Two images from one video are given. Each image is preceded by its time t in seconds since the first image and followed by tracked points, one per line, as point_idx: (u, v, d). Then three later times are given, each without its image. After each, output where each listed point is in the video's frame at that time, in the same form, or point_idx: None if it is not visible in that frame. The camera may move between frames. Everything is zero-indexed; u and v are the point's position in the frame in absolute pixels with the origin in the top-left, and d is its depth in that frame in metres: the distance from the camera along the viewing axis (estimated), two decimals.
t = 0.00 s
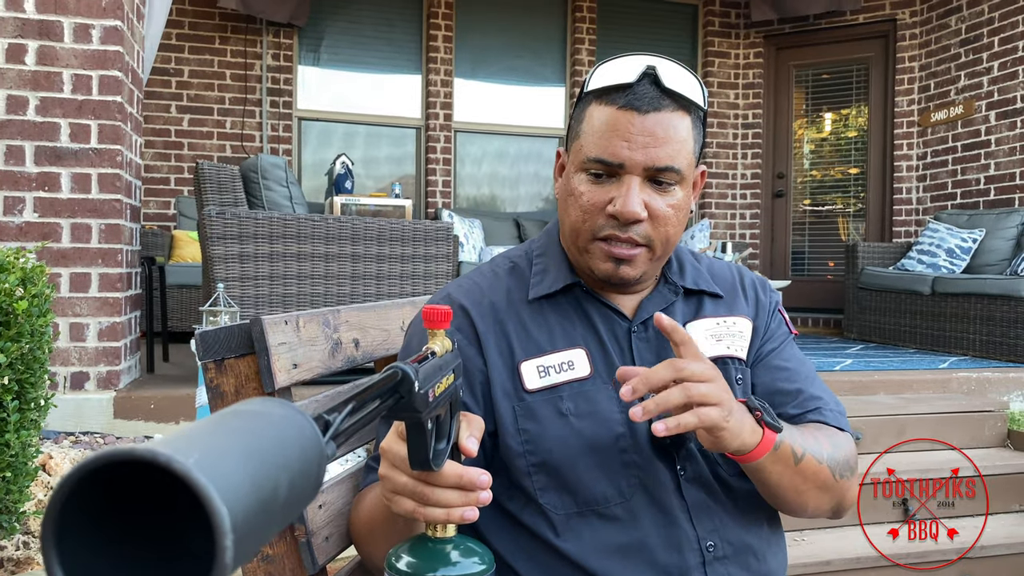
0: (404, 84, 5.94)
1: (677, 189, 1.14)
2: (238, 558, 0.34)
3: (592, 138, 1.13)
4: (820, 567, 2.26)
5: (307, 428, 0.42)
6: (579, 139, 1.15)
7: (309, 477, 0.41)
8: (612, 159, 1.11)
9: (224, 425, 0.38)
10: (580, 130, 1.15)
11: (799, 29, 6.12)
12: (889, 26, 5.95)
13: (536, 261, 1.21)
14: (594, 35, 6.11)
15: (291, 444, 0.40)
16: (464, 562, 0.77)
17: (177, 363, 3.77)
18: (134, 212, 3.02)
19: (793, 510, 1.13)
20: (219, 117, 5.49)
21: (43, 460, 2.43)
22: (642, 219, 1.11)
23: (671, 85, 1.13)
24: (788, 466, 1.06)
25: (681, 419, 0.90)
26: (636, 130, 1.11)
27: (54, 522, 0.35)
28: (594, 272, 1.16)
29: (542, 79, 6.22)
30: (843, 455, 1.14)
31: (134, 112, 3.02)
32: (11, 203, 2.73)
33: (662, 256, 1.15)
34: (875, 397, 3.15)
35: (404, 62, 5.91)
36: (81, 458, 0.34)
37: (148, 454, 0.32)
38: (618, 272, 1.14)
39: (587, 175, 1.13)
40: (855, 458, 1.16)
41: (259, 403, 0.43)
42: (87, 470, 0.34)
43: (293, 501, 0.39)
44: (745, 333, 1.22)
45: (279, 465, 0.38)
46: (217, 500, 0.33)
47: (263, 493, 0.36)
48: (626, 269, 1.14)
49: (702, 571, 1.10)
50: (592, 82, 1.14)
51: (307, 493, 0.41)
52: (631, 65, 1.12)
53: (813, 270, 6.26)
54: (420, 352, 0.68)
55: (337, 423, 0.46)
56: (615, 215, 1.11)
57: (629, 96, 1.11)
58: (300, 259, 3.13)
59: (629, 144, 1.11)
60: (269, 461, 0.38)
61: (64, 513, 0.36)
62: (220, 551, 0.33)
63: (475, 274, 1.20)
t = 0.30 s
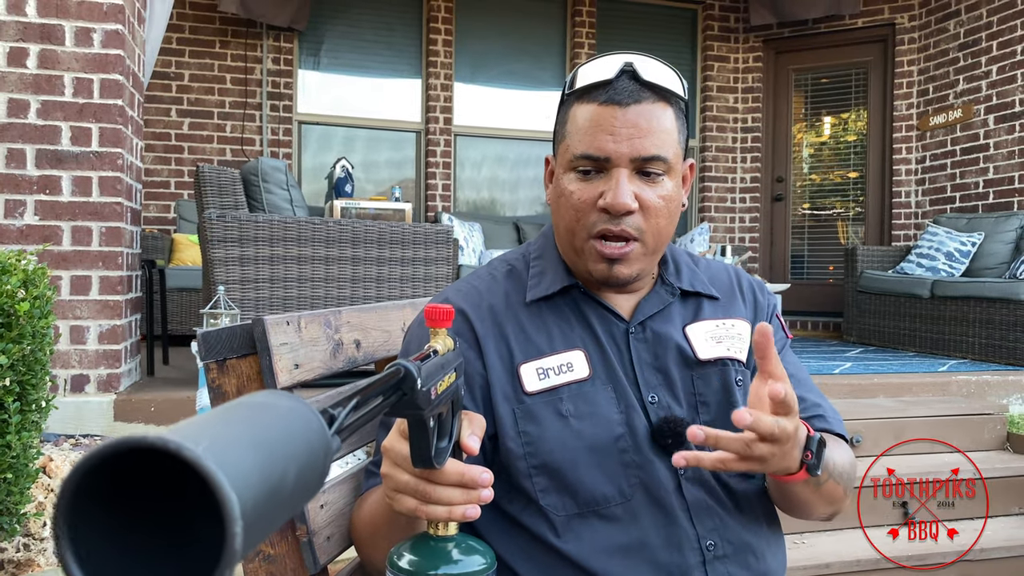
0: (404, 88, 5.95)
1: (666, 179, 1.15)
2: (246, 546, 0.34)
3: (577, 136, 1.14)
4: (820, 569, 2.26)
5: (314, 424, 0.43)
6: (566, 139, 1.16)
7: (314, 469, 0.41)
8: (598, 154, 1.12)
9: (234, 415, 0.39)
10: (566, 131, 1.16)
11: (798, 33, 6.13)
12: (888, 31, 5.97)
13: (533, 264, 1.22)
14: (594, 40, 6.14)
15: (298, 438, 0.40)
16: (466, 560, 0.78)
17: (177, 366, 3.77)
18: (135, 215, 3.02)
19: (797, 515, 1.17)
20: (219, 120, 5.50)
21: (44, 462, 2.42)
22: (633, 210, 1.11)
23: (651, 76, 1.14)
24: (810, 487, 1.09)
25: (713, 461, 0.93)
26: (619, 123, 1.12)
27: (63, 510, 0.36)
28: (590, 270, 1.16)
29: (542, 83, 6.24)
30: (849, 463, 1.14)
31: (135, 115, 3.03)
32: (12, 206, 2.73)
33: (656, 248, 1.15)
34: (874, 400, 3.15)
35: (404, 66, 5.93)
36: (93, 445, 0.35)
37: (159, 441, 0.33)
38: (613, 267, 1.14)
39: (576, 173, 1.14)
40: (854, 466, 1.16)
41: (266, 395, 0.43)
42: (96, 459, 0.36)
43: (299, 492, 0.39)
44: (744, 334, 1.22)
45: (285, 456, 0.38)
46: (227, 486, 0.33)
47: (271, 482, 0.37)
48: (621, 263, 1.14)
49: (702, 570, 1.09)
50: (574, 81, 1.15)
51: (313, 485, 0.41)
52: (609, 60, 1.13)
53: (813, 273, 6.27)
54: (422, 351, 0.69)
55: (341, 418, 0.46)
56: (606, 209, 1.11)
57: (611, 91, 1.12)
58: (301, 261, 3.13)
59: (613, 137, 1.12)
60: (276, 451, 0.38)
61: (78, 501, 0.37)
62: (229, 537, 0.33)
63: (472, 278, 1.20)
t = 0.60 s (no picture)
0: (404, 91, 5.96)
1: (665, 181, 1.15)
2: (252, 525, 0.36)
3: (578, 137, 1.14)
4: (820, 570, 2.26)
5: (319, 410, 0.44)
6: (565, 141, 1.17)
7: (318, 452, 0.42)
8: (598, 156, 1.13)
9: (241, 399, 0.40)
10: (565, 133, 1.17)
11: (797, 35, 6.15)
12: (887, 33, 5.98)
13: (533, 263, 1.22)
14: (593, 42, 6.15)
15: (301, 423, 0.41)
16: (466, 554, 0.78)
17: (177, 368, 3.76)
18: (136, 217, 3.03)
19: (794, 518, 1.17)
20: (220, 123, 5.51)
21: (44, 463, 2.41)
22: (632, 212, 1.11)
23: (651, 80, 1.14)
24: (810, 492, 1.10)
25: (712, 488, 0.97)
26: (618, 126, 1.12)
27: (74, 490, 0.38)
28: (589, 269, 1.16)
29: (542, 86, 6.25)
30: (845, 465, 1.15)
31: (136, 117, 3.03)
32: (13, 207, 2.74)
33: (655, 250, 1.16)
34: (874, 401, 3.16)
35: (404, 69, 5.94)
36: (102, 426, 0.37)
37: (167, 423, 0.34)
38: (612, 268, 1.14)
39: (575, 175, 1.15)
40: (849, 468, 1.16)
41: (272, 383, 0.44)
42: (106, 440, 0.37)
43: (303, 475, 0.41)
44: (743, 334, 1.22)
45: (290, 440, 0.40)
46: (233, 467, 0.35)
47: (276, 466, 0.38)
48: (620, 263, 1.14)
49: (702, 566, 1.10)
50: (573, 84, 1.16)
51: (316, 470, 0.43)
52: (610, 63, 1.13)
53: (813, 276, 6.27)
54: (423, 345, 0.69)
55: (343, 408, 0.47)
56: (606, 211, 1.12)
57: (610, 94, 1.12)
58: (301, 263, 3.13)
59: (612, 140, 1.12)
60: (280, 435, 0.39)
61: (88, 479, 0.39)
62: (236, 516, 0.34)
63: (473, 276, 1.21)
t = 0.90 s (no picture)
0: (404, 93, 5.97)
1: (669, 183, 1.15)
2: (256, 510, 0.36)
3: (584, 137, 1.14)
4: (820, 571, 2.26)
5: (322, 401, 0.44)
6: (571, 140, 1.17)
7: (322, 441, 0.43)
8: (603, 156, 1.13)
9: (245, 386, 0.41)
10: (571, 132, 1.17)
11: (797, 38, 6.15)
12: (887, 36, 5.99)
13: (535, 262, 1.22)
14: (593, 45, 6.16)
15: (305, 411, 0.42)
16: (467, 551, 0.78)
17: (178, 370, 3.76)
18: (137, 218, 3.03)
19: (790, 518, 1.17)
20: (220, 125, 5.52)
21: (45, 463, 2.41)
22: (635, 213, 1.12)
23: (657, 82, 1.14)
24: (805, 493, 1.10)
25: (707, 496, 0.97)
26: (625, 126, 1.12)
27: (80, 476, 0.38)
28: (591, 268, 1.16)
29: (542, 89, 6.25)
30: (841, 466, 1.15)
31: (137, 118, 3.04)
32: (14, 209, 2.74)
33: (657, 251, 1.16)
34: (874, 403, 3.16)
35: (404, 72, 5.94)
36: (110, 410, 0.37)
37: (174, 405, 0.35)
38: (613, 268, 1.14)
39: (580, 173, 1.15)
40: (846, 469, 1.16)
41: (278, 374, 0.45)
42: (113, 422, 0.38)
43: (306, 465, 0.41)
44: (743, 334, 1.22)
45: (294, 428, 0.40)
46: (238, 451, 0.35)
47: (280, 452, 0.38)
48: (622, 263, 1.14)
49: (702, 564, 1.10)
50: (580, 83, 1.16)
51: (320, 461, 0.43)
52: (618, 64, 1.14)
53: (813, 278, 6.27)
54: (424, 342, 0.69)
55: (346, 401, 0.47)
56: (609, 211, 1.12)
57: (617, 94, 1.13)
58: (302, 264, 3.14)
59: (619, 140, 1.12)
60: (284, 423, 0.40)
61: (95, 464, 0.39)
62: (240, 499, 0.35)
63: (475, 275, 1.21)
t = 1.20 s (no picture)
0: (405, 96, 5.98)
1: (678, 190, 1.16)
2: (267, 501, 0.36)
3: (595, 140, 1.14)
4: (821, 573, 2.26)
5: (330, 396, 0.44)
6: (582, 143, 1.17)
7: (330, 436, 0.43)
8: (615, 161, 1.13)
9: (254, 381, 0.41)
10: (582, 135, 1.17)
11: (797, 41, 6.16)
12: (886, 39, 6.00)
13: (538, 263, 1.22)
14: (594, 47, 6.16)
15: (312, 405, 0.42)
16: (470, 550, 0.78)
17: (179, 372, 3.76)
18: (138, 220, 3.03)
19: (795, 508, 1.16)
20: (221, 128, 5.52)
21: (46, 464, 2.40)
22: (644, 218, 1.12)
23: (671, 88, 1.14)
24: (805, 467, 1.09)
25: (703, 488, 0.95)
26: (638, 132, 1.12)
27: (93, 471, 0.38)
28: (597, 270, 1.16)
29: (543, 91, 6.26)
30: (842, 456, 1.15)
31: (138, 121, 3.04)
32: (16, 211, 2.74)
33: (663, 256, 1.16)
34: (874, 405, 3.16)
35: (405, 74, 5.95)
36: (124, 403, 0.38)
37: (189, 399, 0.35)
38: (620, 271, 1.15)
39: (590, 177, 1.15)
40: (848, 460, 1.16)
41: (287, 371, 0.45)
42: (127, 419, 0.38)
43: (315, 460, 0.41)
44: (743, 335, 1.22)
45: (304, 422, 0.40)
46: (250, 442, 0.35)
47: (290, 446, 0.39)
48: (629, 268, 1.14)
49: (703, 565, 1.10)
50: (592, 87, 1.15)
51: (328, 456, 0.43)
52: (633, 69, 1.13)
53: (813, 280, 6.27)
54: (428, 342, 0.69)
55: (353, 399, 0.47)
56: (620, 215, 1.12)
57: (631, 99, 1.12)
58: (303, 266, 3.14)
59: (631, 146, 1.12)
60: (294, 418, 0.40)
61: (108, 459, 0.39)
62: (252, 490, 0.35)
63: (478, 275, 1.21)
